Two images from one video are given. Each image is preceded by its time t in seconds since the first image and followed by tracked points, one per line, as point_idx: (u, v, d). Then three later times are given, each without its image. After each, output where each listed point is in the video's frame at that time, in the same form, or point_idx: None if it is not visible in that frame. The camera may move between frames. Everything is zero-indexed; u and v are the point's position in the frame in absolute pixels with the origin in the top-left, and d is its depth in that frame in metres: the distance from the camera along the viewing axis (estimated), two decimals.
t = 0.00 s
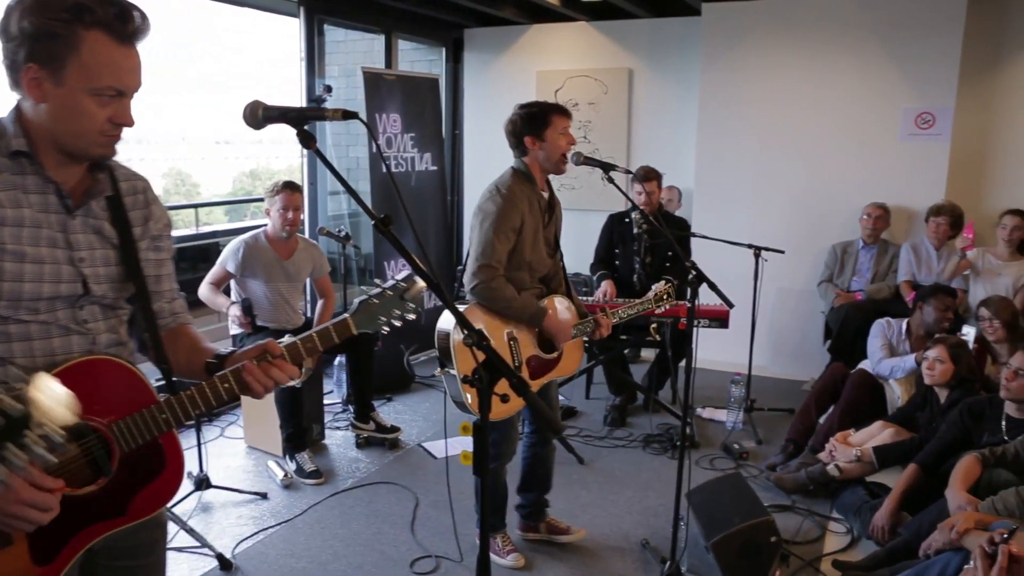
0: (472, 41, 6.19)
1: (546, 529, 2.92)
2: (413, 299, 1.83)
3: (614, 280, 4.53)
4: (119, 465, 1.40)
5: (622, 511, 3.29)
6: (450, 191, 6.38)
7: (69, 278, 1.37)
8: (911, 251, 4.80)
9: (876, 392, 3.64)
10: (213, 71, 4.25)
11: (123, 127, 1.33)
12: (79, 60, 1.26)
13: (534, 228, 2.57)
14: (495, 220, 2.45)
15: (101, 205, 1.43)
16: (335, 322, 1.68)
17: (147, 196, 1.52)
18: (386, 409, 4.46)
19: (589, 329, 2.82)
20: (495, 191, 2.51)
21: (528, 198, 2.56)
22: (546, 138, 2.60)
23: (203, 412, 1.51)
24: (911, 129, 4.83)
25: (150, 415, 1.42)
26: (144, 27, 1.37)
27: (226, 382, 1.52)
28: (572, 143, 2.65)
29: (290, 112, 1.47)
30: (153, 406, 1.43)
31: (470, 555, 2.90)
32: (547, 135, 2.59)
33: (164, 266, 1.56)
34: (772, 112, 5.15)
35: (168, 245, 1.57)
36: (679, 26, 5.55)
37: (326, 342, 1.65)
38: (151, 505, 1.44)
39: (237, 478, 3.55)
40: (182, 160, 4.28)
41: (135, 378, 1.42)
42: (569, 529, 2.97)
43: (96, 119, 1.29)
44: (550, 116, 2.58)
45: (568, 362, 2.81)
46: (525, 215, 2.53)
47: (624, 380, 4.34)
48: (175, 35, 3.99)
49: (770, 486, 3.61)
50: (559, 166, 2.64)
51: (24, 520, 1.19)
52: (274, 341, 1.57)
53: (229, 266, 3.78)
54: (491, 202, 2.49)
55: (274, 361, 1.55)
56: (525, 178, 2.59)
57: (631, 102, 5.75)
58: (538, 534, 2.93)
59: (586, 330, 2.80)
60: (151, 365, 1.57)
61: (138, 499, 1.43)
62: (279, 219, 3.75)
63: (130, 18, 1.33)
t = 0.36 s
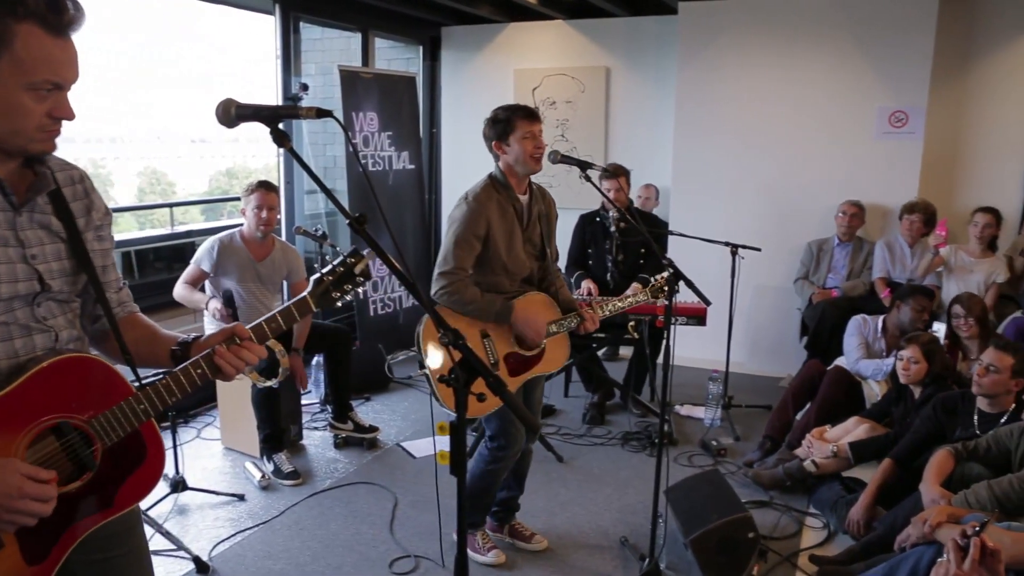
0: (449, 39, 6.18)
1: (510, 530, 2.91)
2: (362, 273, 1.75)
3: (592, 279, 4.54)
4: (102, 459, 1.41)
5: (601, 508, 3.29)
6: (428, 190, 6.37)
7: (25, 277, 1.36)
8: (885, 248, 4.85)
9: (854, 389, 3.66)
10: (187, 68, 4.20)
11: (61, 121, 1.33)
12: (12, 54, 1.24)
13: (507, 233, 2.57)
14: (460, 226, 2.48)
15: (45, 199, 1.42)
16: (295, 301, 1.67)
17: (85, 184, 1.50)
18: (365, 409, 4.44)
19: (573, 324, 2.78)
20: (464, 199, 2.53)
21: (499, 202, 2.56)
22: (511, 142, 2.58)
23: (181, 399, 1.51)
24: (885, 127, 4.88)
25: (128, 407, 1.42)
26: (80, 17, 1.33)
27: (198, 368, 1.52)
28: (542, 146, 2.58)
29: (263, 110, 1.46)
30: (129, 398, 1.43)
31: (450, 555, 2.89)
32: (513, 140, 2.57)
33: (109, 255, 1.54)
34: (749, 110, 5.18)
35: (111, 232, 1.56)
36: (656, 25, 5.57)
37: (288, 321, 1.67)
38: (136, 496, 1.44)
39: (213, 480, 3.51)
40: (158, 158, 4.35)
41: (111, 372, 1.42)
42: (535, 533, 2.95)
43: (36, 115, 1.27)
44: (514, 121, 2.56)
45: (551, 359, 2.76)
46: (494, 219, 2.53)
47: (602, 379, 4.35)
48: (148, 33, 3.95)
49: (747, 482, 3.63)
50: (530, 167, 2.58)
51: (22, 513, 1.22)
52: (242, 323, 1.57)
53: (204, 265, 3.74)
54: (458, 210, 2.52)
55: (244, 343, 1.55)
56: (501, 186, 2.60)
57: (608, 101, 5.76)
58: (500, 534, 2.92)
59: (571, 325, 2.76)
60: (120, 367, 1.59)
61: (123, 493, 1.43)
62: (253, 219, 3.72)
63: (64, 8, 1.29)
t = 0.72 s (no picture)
0: (422, 38, 6.16)
1: (485, 531, 2.91)
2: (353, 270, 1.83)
3: (567, 278, 4.55)
4: (72, 460, 1.42)
5: (576, 507, 3.30)
6: (402, 190, 6.34)
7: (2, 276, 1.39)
8: (856, 246, 4.89)
9: (826, 385, 3.69)
10: (156, 67, 4.16)
11: (35, 118, 1.33)
12: None
13: (483, 229, 2.57)
14: (437, 219, 2.47)
15: (26, 197, 1.46)
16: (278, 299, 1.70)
17: (71, 183, 1.54)
18: (340, 410, 4.41)
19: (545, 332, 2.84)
20: (440, 191, 2.52)
21: (474, 196, 2.56)
22: (490, 138, 2.58)
23: (155, 398, 1.52)
24: (854, 126, 4.94)
25: (97, 408, 1.43)
26: (44, 11, 1.33)
27: (172, 368, 1.53)
28: (521, 146, 2.60)
29: (233, 110, 1.45)
30: (99, 399, 1.43)
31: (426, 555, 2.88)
32: (491, 137, 2.57)
33: (96, 255, 1.57)
34: (721, 109, 5.22)
35: (100, 233, 1.60)
36: (629, 24, 5.59)
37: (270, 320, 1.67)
38: (108, 497, 1.45)
39: (185, 483, 3.48)
40: (128, 158, 4.22)
41: (80, 373, 1.42)
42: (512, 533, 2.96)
43: (8, 113, 1.28)
44: (496, 117, 2.56)
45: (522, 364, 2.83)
46: (469, 213, 2.53)
47: (577, 378, 4.36)
48: (117, 31, 3.90)
49: (721, 478, 3.66)
50: (506, 167, 2.59)
51: None
52: (219, 322, 1.58)
53: (175, 267, 3.71)
54: (434, 201, 2.51)
55: (220, 343, 1.56)
56: (476, 180, 2.59)
57: (582, 100, 5.78)
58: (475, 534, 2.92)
59: (542, 332, 2.82)
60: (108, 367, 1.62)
61: (94, 494, 1.44)
62: (224, 219, 3.69)
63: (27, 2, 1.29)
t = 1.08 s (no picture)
0: (392, 37, 6.14)
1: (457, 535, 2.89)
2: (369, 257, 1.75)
3: (540, 276, 4.56)
4: (80, 451, 1.39)
5: (548, 505, 3.31)
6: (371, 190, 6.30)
7: (18, 270, 1.38)
8: (823, 244, 4.97)
9: (794, 380, 3.74)
10: (123, 65, 4.10)
11: (51, 114, 1.35)
12: None
13: (457, 224, 2.56)
14: (416, 214, 2.42)
15: (45, 194, 1.43)
16: (286, 289, 1.63)
17: (93, 180, 1.52)
18: (310, 411, 4.38)
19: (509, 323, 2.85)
20: (417, 186, 2.48)
21: (451, 193, 2.55)
22: (460, 134, 2.57)
23: (163, 389, 1.49)
24: (821, 125, 5.00)
25: (102, 398, 1.39)
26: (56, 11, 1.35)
27: (179, 358, 1.49)
28: (490, 141, 2.62)
29: (194, 110, 1.43)
30: (106, 389, 1.40)
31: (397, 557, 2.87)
32: (462, 132, 2.57)
33: (118, 250, 1.57)
34: (691, 109, 5.25)
35: (122, 231, 1.58)
36: (599, 24, 5.61)
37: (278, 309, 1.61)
38: (118, 487, 1.43)
39: (153, 488, 3.43)
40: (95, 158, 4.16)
41: (86, 362, 1.40)
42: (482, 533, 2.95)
43: (24, 110, 1.31)
44: (465, 114, 2.56)
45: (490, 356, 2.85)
46: (449, 209, 2.52)
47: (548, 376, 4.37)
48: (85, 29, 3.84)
49: (693, 475, 3.69)
50: (475, 163, 2.61)
51: None
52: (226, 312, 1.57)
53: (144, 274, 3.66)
54: (413, 196, 2.46)
55: (226, 333, 1.54)
56: (446, 174, 2.58)
57: (552, 99, 5.79)
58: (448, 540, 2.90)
59: (506, 323, 2.83)
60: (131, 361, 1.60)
61: (102, 485, 1.42)
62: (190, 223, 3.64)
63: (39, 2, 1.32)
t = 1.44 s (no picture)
0: (369, 37, 6.11)
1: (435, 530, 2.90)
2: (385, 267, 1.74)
3: (520, 276, 4.57)
4: (100, 439, 1.41)
5: (528, 506, 3.31)
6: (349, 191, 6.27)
7: (51, 264, 1.39)
8: (800, 243, 5.00)
9: (773, 379, 3.77)
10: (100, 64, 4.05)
11: (87, 111, 1.36)
12: (31, 47, 1.29)
13: (433, 227, 2.56)
14: (391, 219, 2.41)
15: (81, 192, 1.44)
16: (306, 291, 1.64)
17: (129, 182, 1.54)
18: (289, 413, 4.35)
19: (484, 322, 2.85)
20: (390, 192, 2.47)
21: (426, 198, 2.55)
22: (437, 135, 2.57)
23: (182, 383, 1.50)
24: (798, 126, 5.04)
25: (125, 389, 1.41)
26: (93, 10, 1.37)
27: (200, 353, 1.50)
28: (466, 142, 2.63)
29: (168, 109, 1.41)
30: (129, 379, 1.42)
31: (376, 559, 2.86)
32: (439, 134, 2.57)
33: (149, 251, 1.56)
34: (670, 109, 5.27)
35: (156, 233, 1.58)
36: (578, 25, 5.62)
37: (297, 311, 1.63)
38: (133, 478, 1.44)
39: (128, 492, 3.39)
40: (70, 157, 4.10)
41: (111, 354, 1.42)
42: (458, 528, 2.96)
43: (60, 106, 1.32)
44: (442, 115, 2.57)
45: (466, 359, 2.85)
46: (423, 214, 2.50)
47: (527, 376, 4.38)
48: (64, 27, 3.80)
49: (672, 474, 3.71)
50: (450, 163, 2.61)
51: None
52: (245, 310, 1.55)
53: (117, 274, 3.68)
54: (387, 203, 2.44)
55: (248, 331, 1.54)
56: (422, 177, 2.57)
57: (531, 99, 5.80)
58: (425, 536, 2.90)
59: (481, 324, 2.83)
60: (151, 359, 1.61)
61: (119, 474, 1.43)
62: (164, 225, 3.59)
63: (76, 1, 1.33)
